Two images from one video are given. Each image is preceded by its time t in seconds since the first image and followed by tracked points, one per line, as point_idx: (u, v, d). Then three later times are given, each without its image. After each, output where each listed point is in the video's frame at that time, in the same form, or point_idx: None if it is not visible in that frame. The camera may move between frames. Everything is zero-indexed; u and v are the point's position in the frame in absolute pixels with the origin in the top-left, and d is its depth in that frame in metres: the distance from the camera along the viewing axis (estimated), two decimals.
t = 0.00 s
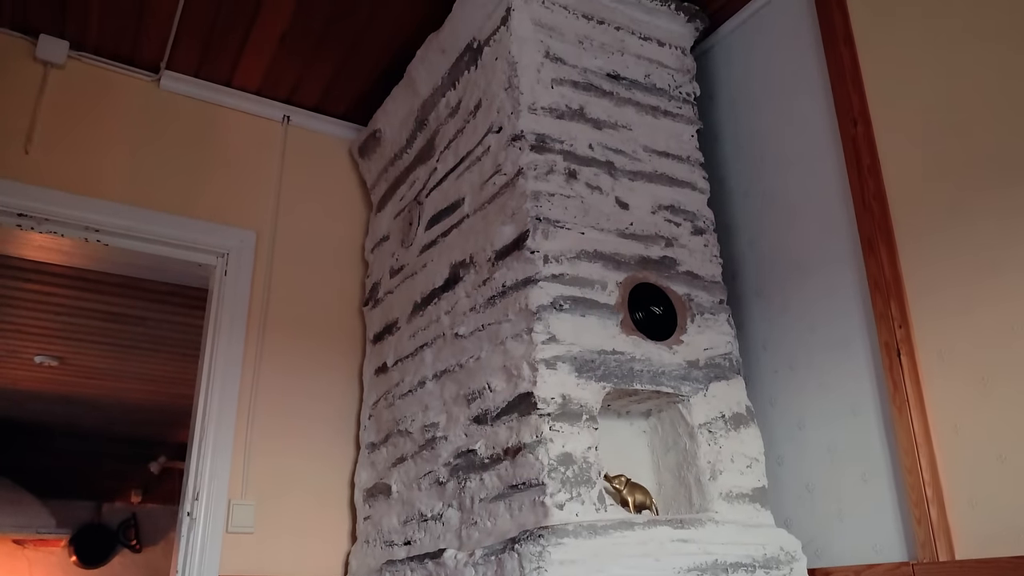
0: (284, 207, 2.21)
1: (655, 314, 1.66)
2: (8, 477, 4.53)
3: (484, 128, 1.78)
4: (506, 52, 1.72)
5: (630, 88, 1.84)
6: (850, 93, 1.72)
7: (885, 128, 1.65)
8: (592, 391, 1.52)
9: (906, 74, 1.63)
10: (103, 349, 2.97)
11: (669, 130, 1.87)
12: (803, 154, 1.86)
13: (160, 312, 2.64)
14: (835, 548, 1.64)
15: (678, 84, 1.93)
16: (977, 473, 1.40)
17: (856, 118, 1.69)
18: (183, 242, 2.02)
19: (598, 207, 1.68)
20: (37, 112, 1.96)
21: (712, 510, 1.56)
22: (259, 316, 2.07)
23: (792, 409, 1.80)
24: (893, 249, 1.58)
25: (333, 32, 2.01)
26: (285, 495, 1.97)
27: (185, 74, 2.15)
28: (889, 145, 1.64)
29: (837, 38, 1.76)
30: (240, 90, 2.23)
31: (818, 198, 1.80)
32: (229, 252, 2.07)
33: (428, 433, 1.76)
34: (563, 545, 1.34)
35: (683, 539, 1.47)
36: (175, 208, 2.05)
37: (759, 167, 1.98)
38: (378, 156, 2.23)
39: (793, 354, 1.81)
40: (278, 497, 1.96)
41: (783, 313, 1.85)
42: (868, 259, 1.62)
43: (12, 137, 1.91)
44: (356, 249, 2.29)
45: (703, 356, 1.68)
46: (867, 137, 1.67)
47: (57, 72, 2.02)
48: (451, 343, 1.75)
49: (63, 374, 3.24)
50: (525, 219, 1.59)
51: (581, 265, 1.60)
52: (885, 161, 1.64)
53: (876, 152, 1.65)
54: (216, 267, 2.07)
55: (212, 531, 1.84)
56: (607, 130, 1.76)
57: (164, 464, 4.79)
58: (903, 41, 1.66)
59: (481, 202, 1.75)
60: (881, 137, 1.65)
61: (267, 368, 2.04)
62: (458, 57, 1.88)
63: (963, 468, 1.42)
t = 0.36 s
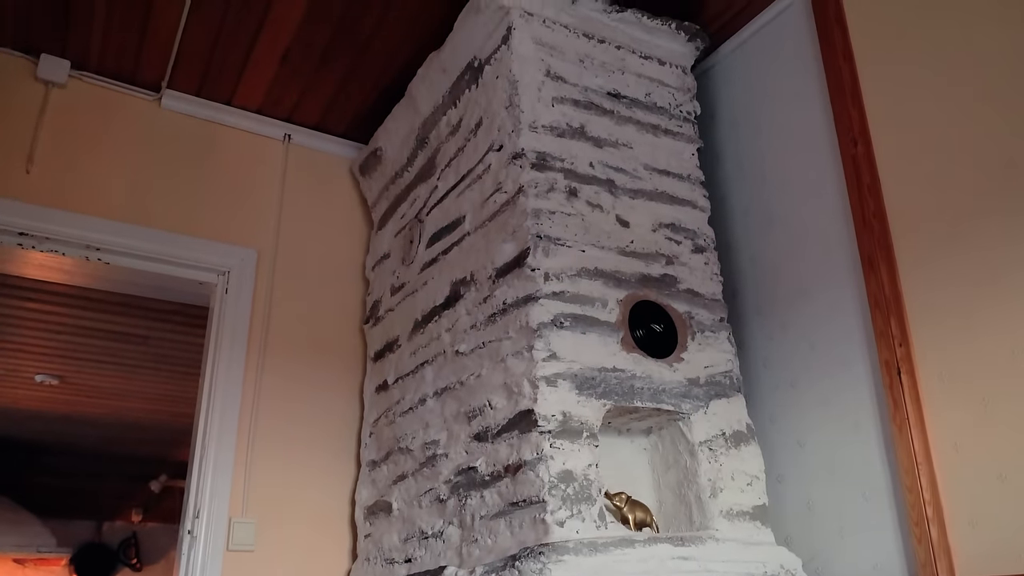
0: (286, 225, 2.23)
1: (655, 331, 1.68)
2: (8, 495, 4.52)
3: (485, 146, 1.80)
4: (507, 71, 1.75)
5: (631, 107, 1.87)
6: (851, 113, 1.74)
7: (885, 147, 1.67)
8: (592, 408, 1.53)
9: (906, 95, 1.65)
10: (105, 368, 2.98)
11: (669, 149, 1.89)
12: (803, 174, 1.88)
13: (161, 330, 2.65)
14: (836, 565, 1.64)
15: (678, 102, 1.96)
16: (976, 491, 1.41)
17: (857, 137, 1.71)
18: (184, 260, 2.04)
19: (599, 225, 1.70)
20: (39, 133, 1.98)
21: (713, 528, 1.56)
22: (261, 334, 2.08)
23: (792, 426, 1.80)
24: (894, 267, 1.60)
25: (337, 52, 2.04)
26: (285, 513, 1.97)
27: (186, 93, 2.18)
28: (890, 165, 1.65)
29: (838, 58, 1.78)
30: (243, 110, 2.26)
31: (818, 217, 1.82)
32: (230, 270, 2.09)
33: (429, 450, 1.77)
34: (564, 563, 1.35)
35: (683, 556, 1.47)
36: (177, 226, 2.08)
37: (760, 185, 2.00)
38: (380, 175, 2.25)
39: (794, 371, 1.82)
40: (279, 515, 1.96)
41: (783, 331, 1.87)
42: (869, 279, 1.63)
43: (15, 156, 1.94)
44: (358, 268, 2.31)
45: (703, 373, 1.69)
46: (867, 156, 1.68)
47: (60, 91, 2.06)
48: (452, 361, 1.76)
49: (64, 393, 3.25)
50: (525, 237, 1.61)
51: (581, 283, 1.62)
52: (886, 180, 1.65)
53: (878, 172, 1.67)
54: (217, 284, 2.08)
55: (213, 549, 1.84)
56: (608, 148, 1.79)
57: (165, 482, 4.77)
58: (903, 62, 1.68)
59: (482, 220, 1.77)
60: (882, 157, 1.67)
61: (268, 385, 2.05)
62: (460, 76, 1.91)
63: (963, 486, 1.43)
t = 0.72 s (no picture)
0: (284, 190, 2.23)
1: (656, 293, 1.68)
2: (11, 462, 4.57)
3: (485, 107, 1.79)
4: (507, 31, 1.73)
5: (633, 68, 1.85)
6: (855, 75, 1.72)
7: (889, 109, 1.66)
8: (592, 368, 1.54)
9: (912, 56, 1.64)
10: (104, 335, 2.99)
11: (671, 112, 1.88)
12: (806, 137, 1.87)
13: (160, 296, 2.65)
14: (832, 524, 1.66)
15: (681, 64, 1.94)
16: (972, 451, 1.42)
17: (861, 99, 1.70)
18: (182, 224, 2.03)
19: (599, 187, 1.69)
20: (33, 97, 1.97)
21: (710, 487, 1.58)
22: (261, 299, 2.08)
23: (791, 388, 1.81)
24: (895, 230, 1.59)
25: (334, 14, 2.02)
26: (287, 475, 1.99)
27: (182, 55, 2.16)
28: (894, 127, 1.64)
29: (844, 18, 1.76)
30: (240, 73, 2.24)
31: (821, 180, 1.81)
32: (228, 234, 2.09)
33: (429, 412, 1.78)
34: (563, 520, 1.36)
35: (681, 514, 1.49)
36: (174, 190, 2.07)
37: (762, 149, 1.99)
38: (379, 139, 2.24)
39: (794, 334, 1.82)
40: (280, 477, 1.98)
41: (783, 294, 1.87)
42: (870, 242, 1.63)
43: (10, 120, 1.93)
44: (358, 232, 2.31)
45: (703, 335, 1.70)
46: (871, 119, 1.68)
47: (53, 53, 2.04)
48: (452, 324, 1.77)
49: (63, 360, 3.27)
50: (525, 199, 1.61)
51: (582, 244, 1.62)
52: (889, 143, 1.65)
53: (881, 135, 1.66)
54: (216, 249, 2.08)
55: (215, 510, 1.86)
56: (609, 109, 1.78)
57: (169, 447, 4.81)
58: (909, 22, 1.66)
59: (481, 182, 1.77)
60: (885, 119, 1.66)
61: (268, 349, 2.06)
62: (459, 37, 1.89)
63: (960, 447, 1.44)
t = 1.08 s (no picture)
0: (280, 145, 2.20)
1: (654, 246, 1.67)
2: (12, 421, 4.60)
3: (482, 57, 1.76)
4: None
5: (633, 18, 1.82)
6: (859, 24, 1.69)
7: (893, 60, 1.63)
8: (590, 321, 1.53)
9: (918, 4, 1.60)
10: (101, 293, 2.99)
11: (671, 63, 1.85)
12: (808, 90, 1.84)
13: (156, 253, 2.65)
14: (827, 477, 1.68)
15: (682, 14, 1.91)
16: (969, 403, 1.42)
17: (865, 50, 1.67)
18: (178, 178, 2.02)
19: (598, 139, 1.67)
20: (23, 48, 1.94)
21: (708, 440, 1.59)
22: (257, 255, 2.07)
23: (789, 342, 1.81)
24: (896, 183, 1.58)
25: None
26: (286, 430, 2.00)
27: (173, 6, 2.12)
28: (897, 77, 1.62)
29: None
30: (234, 25, 2.20)
31: (823, 132, 1.79)
32: (223, 189, 2.07)
33: (427, 366, 1.78)
34: (560, 470, 1.37)
35: (678, 466, 1.49)
36: (168, 144, 2.05)
37: (764, 102, 1.96)
38: (375, 93, 2.21)
39: (793, 289, 1.82)
40: (279, 433, 1.99)
41: (783, 249, 1.86)
42: (871, 194, 1.62)
43: None
44: (355, 188, 2.29)
45: (702, 289, 1.69)
46: (874, 69, 1.65)
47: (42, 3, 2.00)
48: (450, 278, 1.76)
49: (59, 318, 3.27)
50: (523, 150, 1.59)
51: (580, 197, 1.60)
52: (891, 94, 1.62)
53: (884, 85, 1.63)
54: (212, 203, 2.07)
55: (215, 464, 1.88)
56: (609, 60, 1.75)
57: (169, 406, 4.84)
58: None
59: (479, 134, 1.74)
60: (889, 70, 1.63)
61: (266, 306, 2.06)
62: None
63: (957, 400, 1.44)
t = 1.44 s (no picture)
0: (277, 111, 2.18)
1: (654, 212, 1.66)
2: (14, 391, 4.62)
3: (481, 20, 1.74)
4: None
5: None
6: None
7: (897, 21, 1.61)
8: (589, 286, 1.53)
9: None
10: (99, 263, 3.00)
11: (673, 25, 1.83)
12: (811, 53, 1.82)
13: (154, 222, 2.64)
14: (825, 442, 1.68)
15: None
16: (968, 367, 1.42)
17: (869, 11, 1.65)
18: (175, 144, 2.00)
19: (599, 103, 1.66)
20: (15, 11, 1.91)
21: (707, 405, 1.59)
22: (256, 223, 2.06)
23: (789, 308, 1.81)
24: (899, 147, 1.56)
25: None
26: (285, 398, 2.01)
27: None
28: (901, 39, 1.59)
29: None
30: None
31: (825, 96, 1.77)
32: (221, 155, 2.05)
33: (426, 332, 1.78)
34: (560, 434, 1.37)
35: (677, 431, 1.50)
36: (165, 109, 2.03)
37: (766, 67, 1.94)
38: (373, 58, 2.18)
39: (794, 255, 1.81)
40: (279, 400, 2.00)
41: (784, 215, 1.85)
42: (874, 159, 1.60)
43: None
44: (353, 155, 2.27)
45: (702, 255, 1.68)
46: (878, 30, 1.63)
47: None
48: (449, 244, 1.75)
49: (58, 288, 3.27)
50: (523, 114, 1.57)
51: (580, 161, 1.59)
52: (895, 56, 1.60)
53: (888, 47, 1.61)
54: (209, 169, 2.05)
55: (215, 430, 1.88)
56: (609, 22, 1.72)
57: (169, 376, 4.85)
58: None
59: (478, 98, 1.73)
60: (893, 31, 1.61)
61: (265, 273, 2.05)
62: None
63: (956, 365, 1.44)
